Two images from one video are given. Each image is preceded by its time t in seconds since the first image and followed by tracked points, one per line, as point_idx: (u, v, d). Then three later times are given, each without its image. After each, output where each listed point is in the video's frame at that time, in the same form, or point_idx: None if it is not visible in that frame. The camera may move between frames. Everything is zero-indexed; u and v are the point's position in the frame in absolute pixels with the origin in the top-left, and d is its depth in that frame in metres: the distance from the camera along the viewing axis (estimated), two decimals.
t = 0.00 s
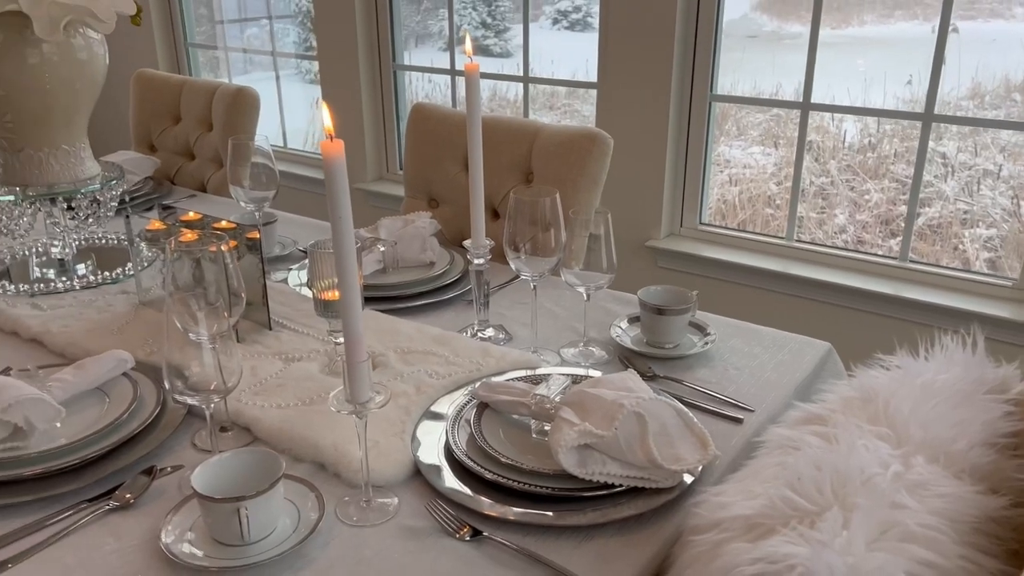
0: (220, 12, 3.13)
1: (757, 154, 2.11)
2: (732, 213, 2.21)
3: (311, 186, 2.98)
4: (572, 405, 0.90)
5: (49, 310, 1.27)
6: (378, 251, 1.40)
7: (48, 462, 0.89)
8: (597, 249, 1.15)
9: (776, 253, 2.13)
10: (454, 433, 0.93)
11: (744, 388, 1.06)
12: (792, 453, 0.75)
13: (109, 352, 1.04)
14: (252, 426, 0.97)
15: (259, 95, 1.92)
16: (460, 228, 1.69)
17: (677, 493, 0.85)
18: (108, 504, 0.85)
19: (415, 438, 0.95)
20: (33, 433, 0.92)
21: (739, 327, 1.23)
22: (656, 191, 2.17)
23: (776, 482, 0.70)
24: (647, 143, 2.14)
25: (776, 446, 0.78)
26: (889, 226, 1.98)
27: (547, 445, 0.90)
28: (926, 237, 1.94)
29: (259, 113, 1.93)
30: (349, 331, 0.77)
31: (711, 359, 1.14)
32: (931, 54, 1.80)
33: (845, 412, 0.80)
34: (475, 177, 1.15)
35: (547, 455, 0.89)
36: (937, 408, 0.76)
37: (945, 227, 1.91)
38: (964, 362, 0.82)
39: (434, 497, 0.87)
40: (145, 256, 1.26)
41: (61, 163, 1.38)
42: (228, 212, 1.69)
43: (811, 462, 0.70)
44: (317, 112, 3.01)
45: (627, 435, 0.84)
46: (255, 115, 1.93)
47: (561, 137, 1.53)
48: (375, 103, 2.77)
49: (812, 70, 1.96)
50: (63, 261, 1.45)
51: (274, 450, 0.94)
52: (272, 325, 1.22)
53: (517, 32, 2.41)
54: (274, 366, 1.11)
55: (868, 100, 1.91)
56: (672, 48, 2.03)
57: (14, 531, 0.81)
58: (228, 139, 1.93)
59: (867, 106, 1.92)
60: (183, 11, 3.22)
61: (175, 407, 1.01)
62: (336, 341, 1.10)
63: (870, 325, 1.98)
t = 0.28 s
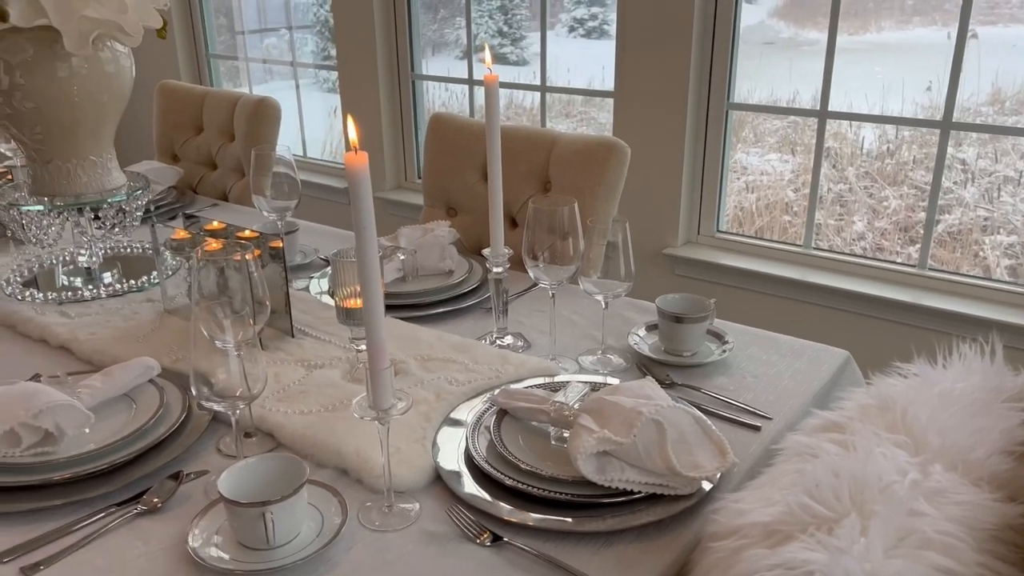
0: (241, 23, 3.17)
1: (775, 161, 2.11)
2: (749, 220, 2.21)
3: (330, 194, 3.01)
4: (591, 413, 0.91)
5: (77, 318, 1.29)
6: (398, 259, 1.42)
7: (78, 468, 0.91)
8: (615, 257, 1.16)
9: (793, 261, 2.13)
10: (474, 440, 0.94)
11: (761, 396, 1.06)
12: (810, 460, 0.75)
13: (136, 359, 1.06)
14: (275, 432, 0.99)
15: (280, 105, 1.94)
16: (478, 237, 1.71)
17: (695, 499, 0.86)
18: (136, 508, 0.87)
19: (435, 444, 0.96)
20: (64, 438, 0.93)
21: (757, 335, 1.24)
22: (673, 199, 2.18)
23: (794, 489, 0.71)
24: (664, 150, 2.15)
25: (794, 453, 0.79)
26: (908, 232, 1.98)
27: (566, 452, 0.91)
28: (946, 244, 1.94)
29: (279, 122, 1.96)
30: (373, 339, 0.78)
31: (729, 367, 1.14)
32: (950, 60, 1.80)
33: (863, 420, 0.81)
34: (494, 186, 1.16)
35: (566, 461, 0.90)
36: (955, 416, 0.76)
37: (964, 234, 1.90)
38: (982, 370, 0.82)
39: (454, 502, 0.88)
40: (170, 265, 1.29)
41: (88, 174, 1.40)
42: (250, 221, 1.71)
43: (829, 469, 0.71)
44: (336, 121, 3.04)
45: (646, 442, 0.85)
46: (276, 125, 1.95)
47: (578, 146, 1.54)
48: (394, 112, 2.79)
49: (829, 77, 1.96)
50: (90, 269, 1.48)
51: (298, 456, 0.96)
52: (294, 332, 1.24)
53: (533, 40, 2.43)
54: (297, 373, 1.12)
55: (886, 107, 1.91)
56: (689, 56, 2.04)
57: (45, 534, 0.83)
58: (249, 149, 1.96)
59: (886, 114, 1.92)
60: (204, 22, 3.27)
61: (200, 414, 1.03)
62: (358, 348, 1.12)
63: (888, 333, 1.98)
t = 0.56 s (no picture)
0: (262, 37, 3.21)
1: (793, 171, 2.11)
2: (767, 229, 2.21)
3: (349, 206, 3.04)
4: (611, 425, 0.91)
5: (104, 330, 1.31)
6: (418, 271, 1.43)
7: (107, 478, 0.92)
8: (634, 269, 1.17)
9: (811, 271, 2.13)
10: (495, 451, 0.95)
11: (781, 408, 1.07)
12: (831, 473, 0.76)
13: (163, 371, 1.08)
14: (299, 443, 1.01)
15: (301, 119, 1.97)
16: (497, 248, 1.72)
17: (716, 512, 0.86)
18: (163, 518, 0.89)
19: (456, 456, 0.97)
20: (94, 448, 0.95)
21: (776, 346, 1.24)
22: (691, 209, 2.18)
23: (814, 501, 0.72)
24: (682, 160, 2.15)
25: (815, 466, 0.79)
26: (928, 242, 1.97)
27: (586, 464, 0.92)
28: (967, 254, 1.93)
29: (301, 136, 1.98)
30: (396, 352, 0.79)
31: (749, 378, 1.15)
32: (969, 68, 1.80)
33: (883, 433, 0.81)
34: (513, 200, 1.18)
35: (586, 473, 0.90)
36: (976, 429, 0.76)
37: (985, 243, 1.90)
38: (1003, 383, 0.83)
39: (475, 513, 0.89)
40: (195, 277, 1.31)
41: (116, 189, 1.43)
42: (272, 234, 1.74)
43: (849, 482, 0.71)
44: (355, 133, 3.07)
45: (666, 455, 0.86)
46: (298, 139, 1.98)
47: (597, 159, 1.55)
48: (413, 124, 2.82)
49: (847, 86, 1.96)
50: (116, 281, 1.51)
51: (321, 466, 0.97)
52: (317, 343, 1.26)
53: (550, 50, 2.45)
54: (320, 384, 1.14)
55: (905, 115, 1.91)
56: (706, 66, 2.04)
57: (76, 544, 0.85)
58: (272, 162, 1.98)
59: (904, 123, 1.91)
60: (226, 36, 3.31)
61: (226, 425, 1.04)
62: (380, 360, 1.13)
63: (908, 344, 1.97)
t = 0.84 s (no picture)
0: (278, 48, 3.24)
1: (807, 179, 2.11)
2: (782, 238, 2.20)
3: (363, 215, 3.05)
4: (628, 437, 0.91)
5: (125, 340, 1.33)
6: (435, 282, 1.44)
7: (128, 489, 0.93)
8: (650, 279, 1.17)
9: (827, 281, 2.12)
10: (512, 463, 0.95)
11: (799, 420, 1.06)
12: (850, 486, 0.76)
13: (182, 382, 1.09)
14: (318, 454, 1.01)
15: (318, 130, 1.99)
16: (512, 258, 1.73)
17: (734, 524, 0.86)
18: (184, 528, 0.90)
19: (473, 468, 0.97)
20: (115, 459, 0.96)
21: (793, 357, 1.24)
22: (705, 218, 2.18)
23: (833, 515, 0.72)
24: (696, 169, 2.15)
25: (833, 479, 0.79)
26: (945, 249, 1.96)
27: (603, 476, 0.92)
28: (984, 262, 1.92)
29: (318, 147, 2.00)
30: (415, 364, 0.80)
31: (766, 390, 1.15)
32: (985, 75, 1.79)
33: (902, 446, 0.81)
34: (529, 211, 1.18)
35: (603, 485, 0.90)
36: (996, 442, 0.76)
37: (1002, 251, 1.88)
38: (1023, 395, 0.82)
39: (493, 525, 0.90)
40: (214, 288, 1.32)
41: (136, 201, 1.44)
42: (289, 245, 1.75)
43: (868, 495, 0.71)
44: (370, 142, 3.09)
45: (684, 467, 0.86)
46: (314, 150, 2.00)
47: (612, 170, 1.56)
48: (428, 133, 2.84)
49: (861, 94, 1.96)
50: (136, 292, 1.52)
51: (340, 477, 0.98)
52: (334, 354, 1.27)
53: (563, 59, 2.46)
54: (337, 395, 1.15)
55: (920, 123, 1.90)
56: (720, 75, 2.05)
57: (98, 554, 0.86)
58: (289, 173, 2.00)
59: (920, 131, 1.91)
60: (243, 47, 3.34)
61: (245, 435, 1.05)
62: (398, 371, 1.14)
63: (925, 355, 1.96)
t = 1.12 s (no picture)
0: (293, 61, 3.26)
1: (822, 189, 2.10)
2: (797, 248, 2.20)
3: (378, 227, 3.07)
4: (645, 452, 0.91)
5: (144, 353, 1.34)
6: (451, 295, 1.45)
7: (148, 502, 0.94)
8: (667, 292, 1.17)
9: (844, 293, 2.12)
10: (529, 477, 0.95)
11: (817, 434, 1.06)
12: (869, 503, 0.76)
13: (202, 395, 1.10)
14: (335, 467, 1.02)
15: (335, 144, 2.00)
16: (527, 271, 1.73)
17: (752, 540, 0.86)
18: (204, 542, 0.90)
19: (490, 482, 0.97)
20: (136, 472, 0.97)
21: (810, 371, 1.23)
22: (720, 230, 2.18)
23: (853, 532, 0.72)
24: (710, 180, 2.15)
25: (853, 495, 0.79)
26: (961, 260, 1.95)
27: (620, 491, 0.92)
28: (1002, 272, 1.90)
29: (334, 161, 2.02)
30: (433, 379, 0.81)
31: (783, 404, 1.14)
32: (1001, 84, 1.79)
33: (922, 462, 0.81)
34: (545, 225, 1.19)
35: (620, 500, 0.90)
36: (1016, 457, 0.76)
37: (1020, 261, 1.87)
38: None
39: (511, 539, 0.90)
40: (232, 301, 1.33)
41: (156, 216, 1.46)
42: (306, 258, 1.76)
43: (888, 512, 0.71)
44: (385, 154, 3.11)
45: (701, 482, 0.86)
46: (331, 164, 2.01)
47: (627, 183, 1.56)
48: (442, 145, 2.85)
49: (876, 103, 1.95)
50: (155, 306, 1.54)
51: (358, 491, 0.98)
52: (351, 367, 1.28)
53: (577, 70, 2.47)
54: (355, 409, 1.15)
55: (936, 132, 1.89)
56: (735, 84, 2.05)
57: (120, 567, 0.87)
58: (306, 187, 2.02)
59: (936, 140, 1.90)
60: (259, 60, 3.37)
61: (263, 449, 1.06)
62: (415, 385, 1.14)
63: (943, 367, 1.95)
